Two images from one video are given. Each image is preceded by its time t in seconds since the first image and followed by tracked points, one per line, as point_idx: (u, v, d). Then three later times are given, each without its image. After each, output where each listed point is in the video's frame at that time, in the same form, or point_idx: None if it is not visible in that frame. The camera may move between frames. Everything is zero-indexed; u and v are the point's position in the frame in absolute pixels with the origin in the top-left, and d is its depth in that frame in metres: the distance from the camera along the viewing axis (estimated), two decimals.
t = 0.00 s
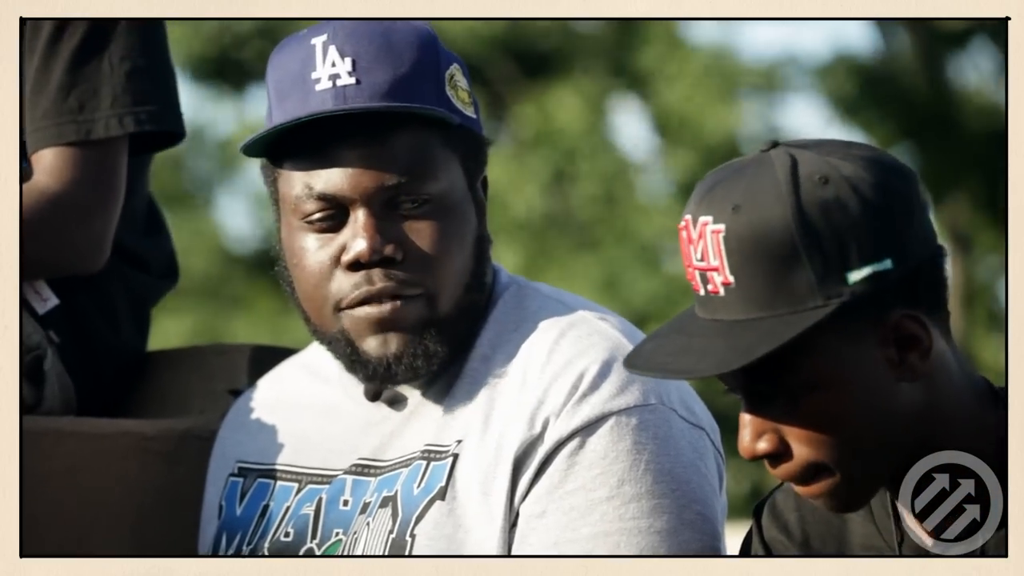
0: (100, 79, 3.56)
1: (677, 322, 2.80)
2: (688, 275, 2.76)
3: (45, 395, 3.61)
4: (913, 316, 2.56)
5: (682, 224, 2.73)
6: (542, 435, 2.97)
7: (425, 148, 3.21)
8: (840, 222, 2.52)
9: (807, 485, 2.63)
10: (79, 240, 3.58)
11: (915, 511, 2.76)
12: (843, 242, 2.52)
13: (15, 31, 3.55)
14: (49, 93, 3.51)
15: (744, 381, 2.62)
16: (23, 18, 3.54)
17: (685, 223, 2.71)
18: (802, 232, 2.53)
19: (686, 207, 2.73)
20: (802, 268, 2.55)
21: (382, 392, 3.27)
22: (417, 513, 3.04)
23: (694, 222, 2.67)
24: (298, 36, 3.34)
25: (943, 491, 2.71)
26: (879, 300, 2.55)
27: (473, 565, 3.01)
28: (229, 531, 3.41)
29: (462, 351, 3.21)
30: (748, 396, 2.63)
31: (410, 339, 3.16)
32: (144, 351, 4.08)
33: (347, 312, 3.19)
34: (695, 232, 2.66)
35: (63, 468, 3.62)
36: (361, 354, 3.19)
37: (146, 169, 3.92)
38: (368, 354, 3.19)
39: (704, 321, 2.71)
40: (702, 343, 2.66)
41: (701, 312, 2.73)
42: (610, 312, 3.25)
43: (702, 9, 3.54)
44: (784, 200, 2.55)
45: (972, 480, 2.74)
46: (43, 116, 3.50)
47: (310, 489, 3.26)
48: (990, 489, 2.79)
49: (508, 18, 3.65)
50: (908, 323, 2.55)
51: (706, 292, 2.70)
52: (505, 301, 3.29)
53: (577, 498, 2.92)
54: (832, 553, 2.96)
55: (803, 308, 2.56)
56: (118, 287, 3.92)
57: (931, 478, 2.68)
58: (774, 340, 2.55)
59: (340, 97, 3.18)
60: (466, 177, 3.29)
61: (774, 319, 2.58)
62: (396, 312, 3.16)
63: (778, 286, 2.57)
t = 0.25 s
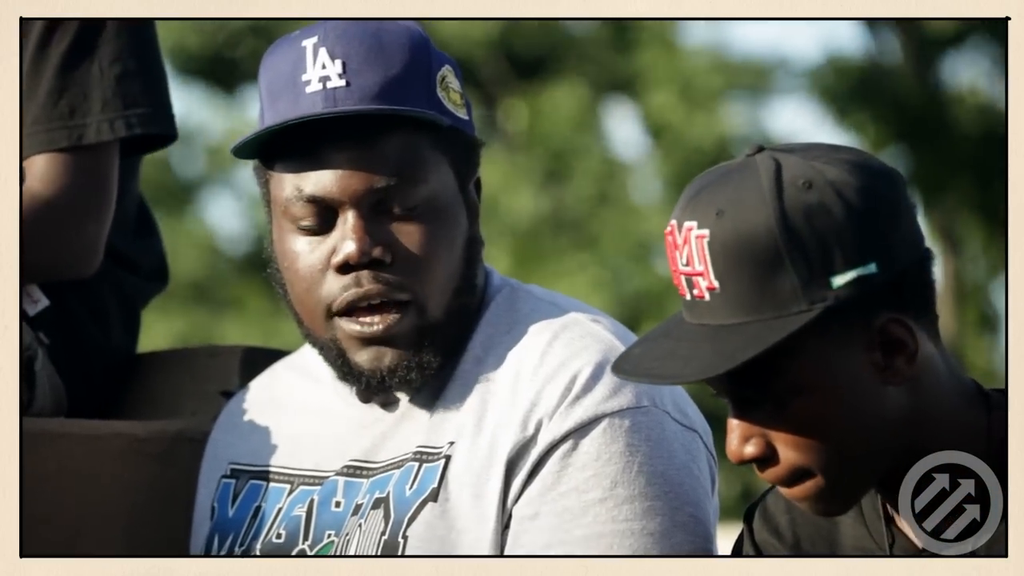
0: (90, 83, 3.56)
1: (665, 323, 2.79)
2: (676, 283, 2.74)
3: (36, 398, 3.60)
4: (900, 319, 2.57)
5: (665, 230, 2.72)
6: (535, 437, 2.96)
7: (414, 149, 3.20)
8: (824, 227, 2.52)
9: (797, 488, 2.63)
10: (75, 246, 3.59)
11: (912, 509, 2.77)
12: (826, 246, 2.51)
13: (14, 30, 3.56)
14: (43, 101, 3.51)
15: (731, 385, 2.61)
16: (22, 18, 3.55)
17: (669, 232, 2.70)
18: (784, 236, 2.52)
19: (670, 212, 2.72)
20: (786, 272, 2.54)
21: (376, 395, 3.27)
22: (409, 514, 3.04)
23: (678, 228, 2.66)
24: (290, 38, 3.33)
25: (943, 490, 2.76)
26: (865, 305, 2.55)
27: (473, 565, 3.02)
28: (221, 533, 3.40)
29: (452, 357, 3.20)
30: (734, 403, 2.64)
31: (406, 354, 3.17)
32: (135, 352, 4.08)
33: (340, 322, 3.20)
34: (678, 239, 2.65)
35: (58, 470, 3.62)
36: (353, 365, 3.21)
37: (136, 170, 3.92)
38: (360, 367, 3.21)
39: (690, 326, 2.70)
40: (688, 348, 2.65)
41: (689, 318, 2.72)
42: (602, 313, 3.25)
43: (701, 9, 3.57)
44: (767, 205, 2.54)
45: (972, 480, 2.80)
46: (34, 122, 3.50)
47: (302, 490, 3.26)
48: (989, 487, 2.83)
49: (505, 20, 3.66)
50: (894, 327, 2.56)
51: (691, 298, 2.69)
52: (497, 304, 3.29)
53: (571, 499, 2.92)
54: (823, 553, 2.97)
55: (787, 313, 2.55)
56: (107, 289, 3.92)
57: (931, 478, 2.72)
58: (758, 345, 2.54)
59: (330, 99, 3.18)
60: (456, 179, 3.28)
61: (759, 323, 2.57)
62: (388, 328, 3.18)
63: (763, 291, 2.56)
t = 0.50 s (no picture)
0: (79, 80, 3.55)
1: (656, 326, 2.78)
2: (669, 280, 2.73)
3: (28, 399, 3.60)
4: (892, 323, 2.56)
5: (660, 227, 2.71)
6: (528, 438, 2.96)
7: (398, 153, 3.19)
8: (812, 229, 2.51)
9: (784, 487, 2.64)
10: (65, 242, 3.61)
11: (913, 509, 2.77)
12: (814, 248, 2.51)
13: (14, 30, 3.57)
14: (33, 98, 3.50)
15: (721, 382, 2.61)
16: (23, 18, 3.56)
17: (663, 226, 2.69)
18: (773, 237, 2.52)
19: (664, 210, 2.71)
20: (775, 274, 2.53)
21: (369, 394, 3.27)
22: (402, 516, 3.04)
23: (670, 226, 2.66)
24: (287, 36, 3.34)
25: (944, 490, 2.76)
26: (853, 309, 2.54)
27: (473, 565, 3.03)
28: (214, 533, 3.41)
29: (417, 360, 3.21)
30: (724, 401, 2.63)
31: (367, 341, 3.18)
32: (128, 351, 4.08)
33: (310, 314, 3.19)
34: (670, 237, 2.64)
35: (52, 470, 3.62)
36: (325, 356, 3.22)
37: (127, 169, 3.92)
38: (329, 354, 3.21)
39: (681, 326, 2.70)
40: (677, 348, 2.66)
41: (683, 318, 2.70)
42: (596, 314, 3.25)
43: (703, 9, 3.53)
44: (756, 206, 2.54)
45: (972, 480, 2.79)
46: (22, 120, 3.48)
47: (295, 492, 3.26)
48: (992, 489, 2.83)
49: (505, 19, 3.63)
50: (883, 331, 2.56)
51: (682, 296, 2.69)
52: (489, 307, 3.28)
53: (562, 499, 2.92)
54: (814, 553, 2.95)
55: (775, 315, 2.55)
56: (99, 289, 3.92)
57: (931, 478, 2.72)
58: (745, 346, 2.54)
59: (314, 98, 3.19)
60: (443, 182, 3.27)
61: (747, 325, 2.57)
62: (357, 321, 3.17)
63: (752, 292, 2.56)
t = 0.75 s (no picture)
0: (69, 78, 3.55)
1: (650, 321, 2.80)
2: (662, 278, 2.74)
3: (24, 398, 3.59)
4: (880, 328, 2.56)
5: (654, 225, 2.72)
6: (525, 436, 2.97)
7: (391, 147, 3.19)
8: (801, 232, 2.51)
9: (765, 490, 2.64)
10: (55, 244, 3.62)
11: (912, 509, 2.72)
12: (804, 256, 2.51)
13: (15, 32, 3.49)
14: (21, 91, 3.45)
15: (716, 381, 2.62)
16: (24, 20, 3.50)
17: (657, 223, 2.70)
18: (762, 240, 2.52)
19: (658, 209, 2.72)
20: (763, 277, 2.54)
21: (368, 393, 3.27)
22: (399, 513, 3.03)
23: (664, 224, 2.67)
24: (283, 33, 3.33)
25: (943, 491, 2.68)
26: (841, 313, 2.54)
27: (474, 565, 2.98)
28: (210, 533, 3.38)
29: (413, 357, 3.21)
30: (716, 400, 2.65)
31: (368, 343, 3.17)
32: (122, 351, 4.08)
33: (304, 312, 3.18)
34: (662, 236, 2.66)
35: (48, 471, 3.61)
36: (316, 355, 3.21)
37: (120, 168, 3.92)
38: (322, 353, 3.21)
39: (673, 326, 2.71)
40: (666, 345, 2.67)
41: (676, 313, 2.71)
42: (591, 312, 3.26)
43: (702, 8, 3.45)
44: (747, 210, 2.54)
45: (972, 480, 2.71)
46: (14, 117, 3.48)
47: (292, 490, 3.25)
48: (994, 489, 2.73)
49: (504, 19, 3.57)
50: (872, 336, 2.55)
51: (674, 294, 2.70)
52: (488, 302, 3.29)
53: (559, 497, 2.93)
54: (808, 553, 2.94)
55: (761, 317, 2.56)
56: (94, 287, 3.92)
57: (931, 479, 2.66)
58: (732, 348, 2.55)
59: (307, 95, 3.19)
60: (437, 178, 3.27)
61: (739, 324, 2.58)
62: (356, 319, 3.16)
63: (740, 294, 2.57)
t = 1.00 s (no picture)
0: (69, 72, 3.54)
1: (654, 312, 2.80)
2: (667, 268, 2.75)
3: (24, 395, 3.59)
4: (882, 323, 2.56)
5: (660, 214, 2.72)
6: (525, 432, 2.98)
7: (391, 141, 3.20)
8: (808, 226, 2.51)
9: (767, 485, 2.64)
10: (53, 238, 3.64)
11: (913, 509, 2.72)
12: (809, 248, 2.52)
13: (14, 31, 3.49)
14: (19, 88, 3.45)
15: (722, 372, 2.62)
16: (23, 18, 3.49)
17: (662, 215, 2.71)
18: (768, 232, 2.52)
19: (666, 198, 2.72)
20: (769, 270, 2.54)
21: (368, 389, 3.28)
22: (399, 509, 3.03)
23: (670, 215, 2.67)
24: (284, 30, 3.34)
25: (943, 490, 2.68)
26: (846, 306, 2.55)
27: (474, 565, 2.99)
28: (210, 530, 3.38)
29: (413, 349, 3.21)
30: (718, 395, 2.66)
31: (362, 329, 3.15)
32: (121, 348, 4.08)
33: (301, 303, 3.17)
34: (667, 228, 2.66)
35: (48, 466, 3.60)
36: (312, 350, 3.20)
37: (120, 165, 3.92)
38: (320, 342, 3.18)
39: (677, 318, 2.71)
40: (669, 338, 2.68)
41: (680, 305, 2.72)
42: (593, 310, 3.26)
43: (702, 8, 3.43)
44: (754, 199, 2.54)
45: (972, 480, 2.70)
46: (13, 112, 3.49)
47: (292, 487, 3.24)
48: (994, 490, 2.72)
49: (506, 18, 3.56)
50: (878, 332, 2.55)
51: (680, 285, 2.70)
52: (488, 299, 3.30)
53: (559, 493, 2.92)
54: (808, 553, 2.93)
55: (765, 311, 2.56)
56: (94, 285, 3.92)
57: (931, 479, 2.66)
58: (733, 343, 2.56)
59: (308, 89, 3.19)
60: (436, 172, 3.27)
61: (742, 318, 2.58)
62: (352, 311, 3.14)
63: (746, 287, 2.57)
